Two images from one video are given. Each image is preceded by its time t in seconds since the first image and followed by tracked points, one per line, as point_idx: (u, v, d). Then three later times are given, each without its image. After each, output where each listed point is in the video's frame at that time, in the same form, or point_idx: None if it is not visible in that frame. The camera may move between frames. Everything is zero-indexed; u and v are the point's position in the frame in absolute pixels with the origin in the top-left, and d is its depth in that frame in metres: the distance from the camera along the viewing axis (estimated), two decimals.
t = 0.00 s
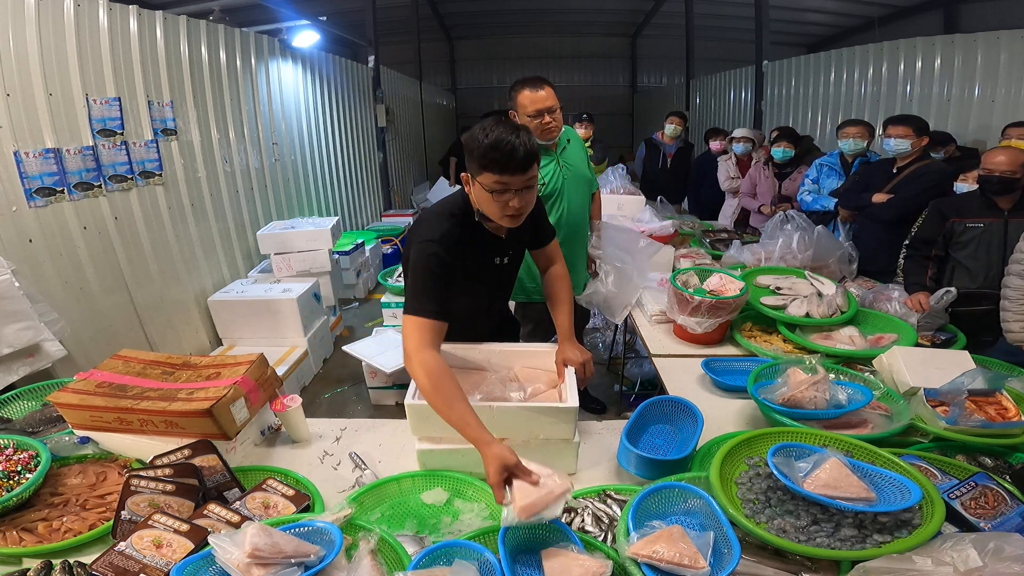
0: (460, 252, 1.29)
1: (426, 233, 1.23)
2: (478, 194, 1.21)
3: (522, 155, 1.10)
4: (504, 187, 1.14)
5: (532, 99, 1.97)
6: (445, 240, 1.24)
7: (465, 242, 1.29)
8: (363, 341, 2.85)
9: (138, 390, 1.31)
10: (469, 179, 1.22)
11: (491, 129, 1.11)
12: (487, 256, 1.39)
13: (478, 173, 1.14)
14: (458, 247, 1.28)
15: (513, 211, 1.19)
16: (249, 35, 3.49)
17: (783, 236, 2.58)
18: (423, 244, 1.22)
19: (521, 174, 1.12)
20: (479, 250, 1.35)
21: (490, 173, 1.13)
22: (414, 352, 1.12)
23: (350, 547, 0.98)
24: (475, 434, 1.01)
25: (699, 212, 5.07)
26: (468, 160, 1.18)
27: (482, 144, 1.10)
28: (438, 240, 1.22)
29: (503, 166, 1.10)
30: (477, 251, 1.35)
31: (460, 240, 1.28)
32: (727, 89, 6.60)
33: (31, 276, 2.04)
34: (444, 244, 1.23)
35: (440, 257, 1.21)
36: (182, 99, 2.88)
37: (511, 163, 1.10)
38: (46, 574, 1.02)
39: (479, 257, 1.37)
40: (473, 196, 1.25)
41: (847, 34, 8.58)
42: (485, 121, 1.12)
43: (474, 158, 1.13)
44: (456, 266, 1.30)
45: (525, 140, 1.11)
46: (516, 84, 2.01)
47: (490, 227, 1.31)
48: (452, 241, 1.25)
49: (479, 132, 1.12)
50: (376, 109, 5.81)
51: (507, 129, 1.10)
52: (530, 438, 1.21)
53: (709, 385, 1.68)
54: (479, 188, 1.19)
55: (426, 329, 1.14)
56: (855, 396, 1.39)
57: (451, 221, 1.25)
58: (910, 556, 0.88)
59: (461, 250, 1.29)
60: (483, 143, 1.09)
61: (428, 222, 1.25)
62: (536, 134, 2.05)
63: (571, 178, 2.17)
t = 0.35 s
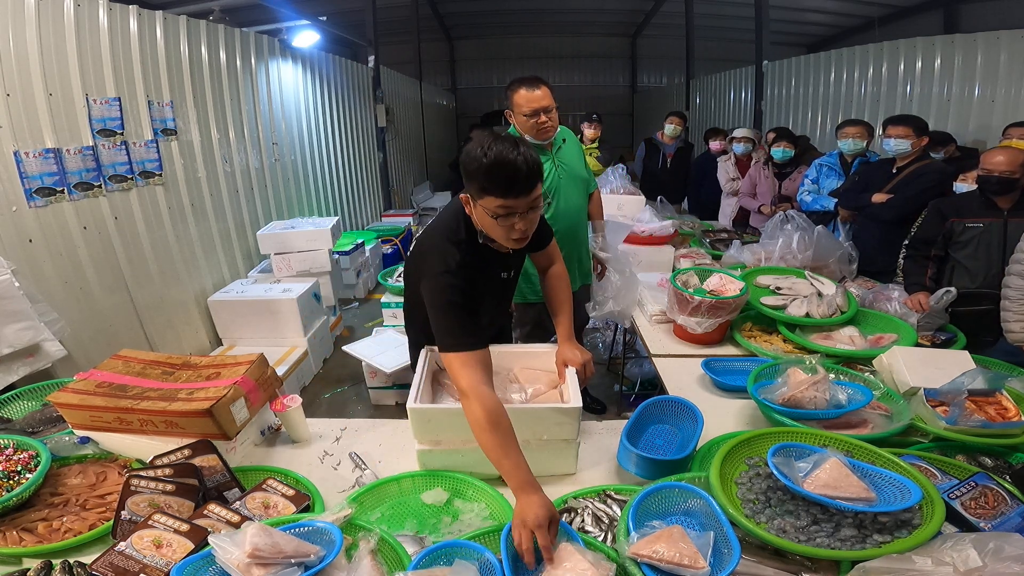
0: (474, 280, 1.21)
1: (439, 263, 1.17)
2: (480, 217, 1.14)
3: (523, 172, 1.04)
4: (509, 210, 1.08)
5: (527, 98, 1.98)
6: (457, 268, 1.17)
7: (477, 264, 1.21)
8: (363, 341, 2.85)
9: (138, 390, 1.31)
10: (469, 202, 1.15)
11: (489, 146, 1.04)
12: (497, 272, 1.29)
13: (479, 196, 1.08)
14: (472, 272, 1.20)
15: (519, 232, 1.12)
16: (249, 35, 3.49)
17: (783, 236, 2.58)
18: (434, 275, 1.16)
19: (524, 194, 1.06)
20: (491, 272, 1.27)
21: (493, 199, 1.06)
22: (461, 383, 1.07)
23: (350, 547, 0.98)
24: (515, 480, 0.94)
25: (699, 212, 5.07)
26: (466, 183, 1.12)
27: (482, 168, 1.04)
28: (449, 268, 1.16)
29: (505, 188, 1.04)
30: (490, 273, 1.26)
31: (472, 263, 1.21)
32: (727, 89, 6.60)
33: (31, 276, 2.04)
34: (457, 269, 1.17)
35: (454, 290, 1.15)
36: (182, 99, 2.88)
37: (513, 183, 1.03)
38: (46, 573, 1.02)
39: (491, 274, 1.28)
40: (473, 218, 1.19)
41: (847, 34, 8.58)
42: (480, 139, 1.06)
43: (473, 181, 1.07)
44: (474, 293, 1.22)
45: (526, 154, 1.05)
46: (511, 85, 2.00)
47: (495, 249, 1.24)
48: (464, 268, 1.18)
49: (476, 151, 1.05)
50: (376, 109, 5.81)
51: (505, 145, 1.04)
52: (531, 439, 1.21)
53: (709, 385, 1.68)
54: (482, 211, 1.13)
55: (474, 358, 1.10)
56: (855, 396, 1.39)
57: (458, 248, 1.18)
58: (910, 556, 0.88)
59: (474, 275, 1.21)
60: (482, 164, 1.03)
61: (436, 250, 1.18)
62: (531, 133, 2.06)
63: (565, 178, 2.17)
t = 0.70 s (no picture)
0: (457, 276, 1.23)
1: (430, 254, 1.21)
2: (477, 213, 1.17)
3: (527, 180, 1.06)
4: (506, 212, 1.11)
5: (523, 96, 1.98)
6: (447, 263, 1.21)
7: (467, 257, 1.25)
8: (364, 341, 2.85)
9: (138, 390, 1.31)
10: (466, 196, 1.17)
11: (496, 148, 1.05)
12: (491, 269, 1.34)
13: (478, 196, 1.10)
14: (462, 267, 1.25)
15: (511, 233, 1.16)
16: (249, 35, 3.49)
17: (783, 236, 2.58)
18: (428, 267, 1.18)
19: (524, 201, 1.09)
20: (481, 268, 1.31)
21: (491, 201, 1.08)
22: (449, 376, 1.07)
23: (350, 547, 0.98)
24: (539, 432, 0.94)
25: (699, 212, 5.07)
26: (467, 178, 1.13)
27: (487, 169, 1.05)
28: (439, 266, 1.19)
29: (507, 194, 1.06)
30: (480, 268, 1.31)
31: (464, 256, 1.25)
32: (727, 89, 6.60)
33: (31, 276, 2.04)
34: (450, 266, 1.21)
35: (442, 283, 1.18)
36: (182, 99, 2.88)
37: (517, 189, 1.05)
38: (46, 574, 1.02)
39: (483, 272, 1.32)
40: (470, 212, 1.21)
41: (847, 34, 8.58)
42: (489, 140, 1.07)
43: (474, 181, 1.08)
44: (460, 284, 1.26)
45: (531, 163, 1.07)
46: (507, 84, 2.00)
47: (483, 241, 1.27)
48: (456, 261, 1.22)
49: (483, 151, 1.06)
50: (376, 109, 5.81)
51: (512, 150, 1.05)
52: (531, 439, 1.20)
53: (710, 385, 1.68)
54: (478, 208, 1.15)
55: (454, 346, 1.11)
56: (855, 397, 1.39)
57: (448, 241, 1.21)
58: (910, 556, 0.88)
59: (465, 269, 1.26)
60: (486, 166, 1.05)
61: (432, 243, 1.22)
62: (525, 131, 2.05)
63: (562, 178, 2.17)
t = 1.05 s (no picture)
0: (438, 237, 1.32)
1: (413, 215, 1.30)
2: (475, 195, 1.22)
3: (531, 182, 1.11)
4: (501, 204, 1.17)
5: (535, 99, 1.98)
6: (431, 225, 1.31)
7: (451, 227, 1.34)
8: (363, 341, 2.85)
9: (138, 390, 1.31)
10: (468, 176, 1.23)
11: (510, 144, 1.08)
12: (478, 246, 1.42)
13: (481, 184, 1.15)
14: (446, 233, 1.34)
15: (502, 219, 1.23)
16: (249, 35, 3.49)
17: (783, 236, 2.58)
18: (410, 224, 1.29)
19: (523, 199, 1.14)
20: (465, 241, 1.39)
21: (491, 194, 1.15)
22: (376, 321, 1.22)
23: (350, 547, 0.98)
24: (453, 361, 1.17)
25: (699, 212, 5.07)
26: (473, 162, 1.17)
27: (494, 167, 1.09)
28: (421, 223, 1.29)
29: (511, 191, 1.11)
30: (465, 241, 1.39)
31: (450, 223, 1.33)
32: (727, 89, 6.60)
33: (31, 275, 2.05)
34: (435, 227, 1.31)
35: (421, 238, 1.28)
36: (182, 99, 2.88)
37: (522, 186, 1.11)
38: (46, 574, 1.02)
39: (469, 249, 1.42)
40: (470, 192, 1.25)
41: (847, 34, 8.58)
42: (504, 132, 1.10)
43: (481, 171, 1.12)
44: (440, 247, 1.35)
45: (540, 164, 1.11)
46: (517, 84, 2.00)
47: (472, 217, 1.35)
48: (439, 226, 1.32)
49: (497, 145, 1.09)
50: (376, 109, 5.81)
51: (525, 150, 1.09)
52: (532, 439, 1.20)
53: (709, 385, 1.68)
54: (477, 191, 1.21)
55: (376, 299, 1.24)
56: (855, 396, 1.39)
57: (440, 208, 1.32)
58: (910, 556, 0.88)
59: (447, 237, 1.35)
60: (496, 161, 1.08)
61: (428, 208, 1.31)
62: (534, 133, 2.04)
63: (563, 178, 2.17)
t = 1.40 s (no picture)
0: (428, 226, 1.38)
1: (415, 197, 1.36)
2: (482, 179, 1.25)
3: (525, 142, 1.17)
4: (512, 170, 1.19)
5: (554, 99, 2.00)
6: (429, 209, 1.36)
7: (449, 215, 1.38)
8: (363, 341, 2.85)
9: (138, 390, 1.31)
10: (469, 165, 1.26)
11: (496, 118, 1.16)
12: (473, 235, 1.43)
13: (486, 158, 1.19)
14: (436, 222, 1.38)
15: (517, 193, 1.24)
16: (249, 35, 3.49)
17: (783, 236, 2.58)
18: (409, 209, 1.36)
19: (527, 159, 1.18)
20: (463, 230, 1.41)
21: (497, 162, 1.18)
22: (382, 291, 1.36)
23: (350, 547, 0.98)
24: (433, 347, 1.29)
25: (699, 212, 5.07)
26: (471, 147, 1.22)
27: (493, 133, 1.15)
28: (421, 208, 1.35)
29: (514, 151, 1.16)
30: (463, 230, 1.41)
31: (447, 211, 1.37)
32: (727, 89, 6.60)
33: (31, 276, 2.05)
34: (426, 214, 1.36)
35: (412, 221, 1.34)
36: (182, 99, 2.88)
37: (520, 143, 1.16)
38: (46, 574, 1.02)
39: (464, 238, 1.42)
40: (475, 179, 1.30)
41: (847, 34, 8.58)
42: (487, 109, 1.18)
43: (482, 145, 1.18)
44: (433, 235, 1.40)
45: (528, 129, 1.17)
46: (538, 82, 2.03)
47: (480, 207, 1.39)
48: (438, 211, 1.37)
49: (486, 122, 1.16)
50: (376, 109, 5.81)
51: (511, 118, 1.16)
52: (532, 439, 1.20)
53: (709, 385, 1.69)
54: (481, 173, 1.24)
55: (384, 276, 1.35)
56: (855, 396, 1.39)
57: (442, 193, 1.37)
58: (910, 556, 0.88)
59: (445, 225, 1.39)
60: (493, 131, 1.14)
61: (427, 195, 1.36)
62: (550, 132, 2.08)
63: (575, 179, 2.17)
